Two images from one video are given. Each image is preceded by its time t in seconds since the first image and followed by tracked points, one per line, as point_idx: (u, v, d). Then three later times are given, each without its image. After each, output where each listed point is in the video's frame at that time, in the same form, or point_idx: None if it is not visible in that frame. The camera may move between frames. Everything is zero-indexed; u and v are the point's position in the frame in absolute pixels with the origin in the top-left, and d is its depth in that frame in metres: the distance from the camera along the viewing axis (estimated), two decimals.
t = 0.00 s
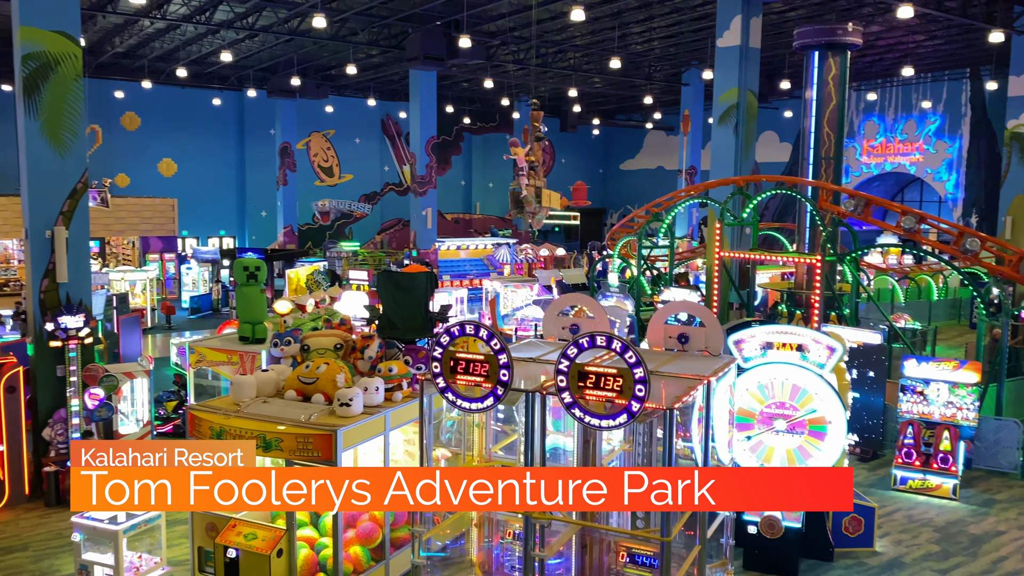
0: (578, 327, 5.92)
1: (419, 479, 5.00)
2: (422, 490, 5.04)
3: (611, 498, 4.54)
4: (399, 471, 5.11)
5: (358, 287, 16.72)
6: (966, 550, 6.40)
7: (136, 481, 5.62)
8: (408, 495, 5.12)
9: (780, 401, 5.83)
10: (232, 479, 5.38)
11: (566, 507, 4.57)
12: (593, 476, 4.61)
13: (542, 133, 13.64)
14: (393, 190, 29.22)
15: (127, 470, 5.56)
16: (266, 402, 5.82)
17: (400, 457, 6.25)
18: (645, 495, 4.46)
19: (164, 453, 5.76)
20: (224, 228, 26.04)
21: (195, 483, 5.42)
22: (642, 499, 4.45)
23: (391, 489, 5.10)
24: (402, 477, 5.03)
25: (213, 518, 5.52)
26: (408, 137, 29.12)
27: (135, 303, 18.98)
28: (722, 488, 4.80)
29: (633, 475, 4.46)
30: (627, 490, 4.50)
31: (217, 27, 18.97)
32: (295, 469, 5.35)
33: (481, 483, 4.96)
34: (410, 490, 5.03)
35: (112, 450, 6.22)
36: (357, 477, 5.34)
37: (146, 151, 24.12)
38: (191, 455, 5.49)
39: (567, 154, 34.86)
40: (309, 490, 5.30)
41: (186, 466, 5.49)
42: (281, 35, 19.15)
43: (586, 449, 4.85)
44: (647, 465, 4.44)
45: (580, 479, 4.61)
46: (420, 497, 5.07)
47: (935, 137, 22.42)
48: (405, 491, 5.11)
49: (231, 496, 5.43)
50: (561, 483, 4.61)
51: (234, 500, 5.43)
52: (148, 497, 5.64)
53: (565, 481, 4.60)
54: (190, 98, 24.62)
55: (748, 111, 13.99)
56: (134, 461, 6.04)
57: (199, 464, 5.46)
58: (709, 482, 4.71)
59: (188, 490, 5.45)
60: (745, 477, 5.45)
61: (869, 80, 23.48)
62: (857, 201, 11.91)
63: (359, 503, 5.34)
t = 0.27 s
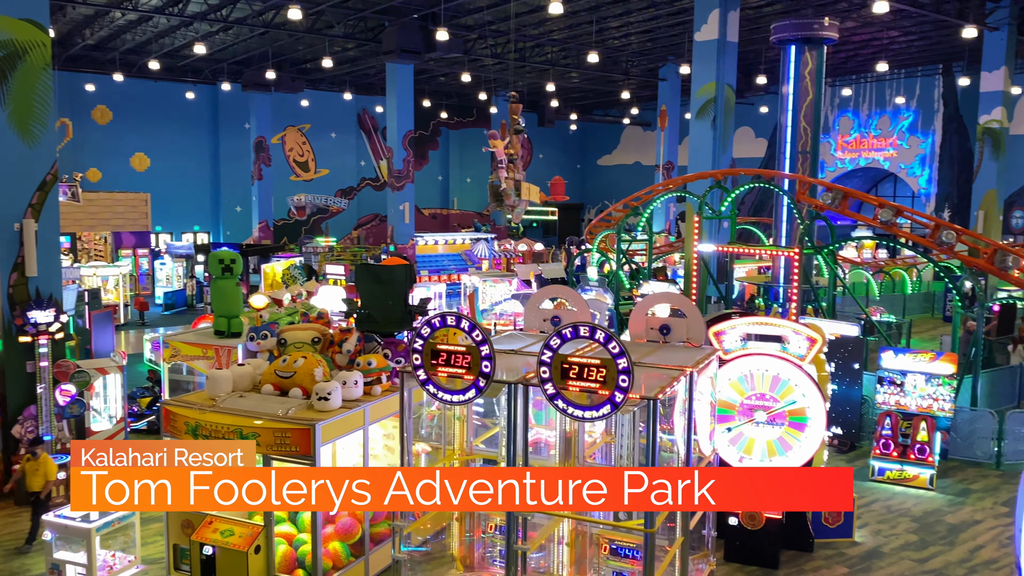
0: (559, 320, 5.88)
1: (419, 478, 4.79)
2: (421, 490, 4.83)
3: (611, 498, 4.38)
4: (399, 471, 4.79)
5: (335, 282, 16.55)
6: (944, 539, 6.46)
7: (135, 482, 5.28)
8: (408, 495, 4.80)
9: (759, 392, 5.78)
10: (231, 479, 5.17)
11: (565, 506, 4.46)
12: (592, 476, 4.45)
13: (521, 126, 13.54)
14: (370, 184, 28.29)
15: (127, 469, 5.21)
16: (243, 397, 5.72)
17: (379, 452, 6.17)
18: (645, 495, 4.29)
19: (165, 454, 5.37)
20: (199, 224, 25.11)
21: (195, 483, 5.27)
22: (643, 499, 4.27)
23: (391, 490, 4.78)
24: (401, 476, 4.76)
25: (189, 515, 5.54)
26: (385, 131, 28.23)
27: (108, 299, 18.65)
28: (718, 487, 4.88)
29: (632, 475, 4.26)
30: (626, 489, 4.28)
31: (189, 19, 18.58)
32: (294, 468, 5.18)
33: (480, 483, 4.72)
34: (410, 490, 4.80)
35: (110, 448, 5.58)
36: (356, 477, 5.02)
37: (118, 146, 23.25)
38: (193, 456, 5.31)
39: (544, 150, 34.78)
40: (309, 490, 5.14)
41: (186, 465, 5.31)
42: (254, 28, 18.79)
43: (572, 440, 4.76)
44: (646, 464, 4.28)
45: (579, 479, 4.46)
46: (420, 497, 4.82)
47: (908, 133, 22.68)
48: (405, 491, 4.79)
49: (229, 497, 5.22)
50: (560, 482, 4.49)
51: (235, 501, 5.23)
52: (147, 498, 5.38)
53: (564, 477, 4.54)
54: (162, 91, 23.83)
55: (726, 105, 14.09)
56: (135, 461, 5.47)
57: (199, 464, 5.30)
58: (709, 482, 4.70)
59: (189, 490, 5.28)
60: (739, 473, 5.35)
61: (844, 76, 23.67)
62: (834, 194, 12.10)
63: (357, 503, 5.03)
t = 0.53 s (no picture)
0: (541, 311, 5.78)
1: (419, 477, 4.71)
2: (421, 489, 4.72)
3: (611, 498, 4.29)
4: (399, 470, 4.73)
5: (313, 276, 16.35)
6: (922, 528, 6.52)
7: (136, 482, 5.14)
8: (408, 495, 4.72)
9: (741, 384, 5.94)
10: (231, 479, 5.02)
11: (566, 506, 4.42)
12: (593, 476, 4.36)
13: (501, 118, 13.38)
14: (347, 179, 27.84)
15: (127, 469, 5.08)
16: (220, 391, 5.61)
17: (359, 447, 6.08)
18: (645, 494, 4.26)
19: (165, 454, 5.19)
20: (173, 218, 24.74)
21: (195, 483, 5.13)
22: (642, 499, 4.24)
23: (390, 490, 4.71)
24: (401, 476, 4.70)
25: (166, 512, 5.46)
26: (362, 126, 27.75)
27: (80, 295, 18.29)
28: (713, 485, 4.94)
29: (633, 475, 4.20)
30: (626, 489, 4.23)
31: (162, 11, 18.16)
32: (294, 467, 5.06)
33: (479, 483, 4.50)
34: (410, 490, 4.71)
35: (111, 448, 5.27)
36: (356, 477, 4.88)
37: (90, 139, 22.81)
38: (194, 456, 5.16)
39: (523, 144, 34.66)
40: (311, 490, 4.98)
41: (186, 465, 5.17)
42: (229, 19, 18.41)
43: (554, 431, 4.76)
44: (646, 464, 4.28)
45: (579, 479, 4.39)
46: (420, 497, 4.70)
47: (883, 128, 22.90)
48: (404, 491, 4.72)
49: (229, 497, 5.06)
50: (560, 482, 4.42)
51: (235, 501, 5.04)
52: (147, 498, 5.20)
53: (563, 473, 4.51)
54: (135, 84, 23.38)
55: (705, 99, 14.14)
56: (136, 462, 5.26)
57: (200, 464, 5.15)
58: (710, 482, 4.92)
59: (188, 490, 5.13)
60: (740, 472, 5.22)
61: (820, 71, 23.79)
62: (812, 185, 12.12)
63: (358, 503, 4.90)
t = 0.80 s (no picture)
0: (524, 303, 5.70)
1: (419, 477, 4.55)
2: (421, 490, 4.56)
3: (611, 498, 4.23)
4: (398, 470, 4.59)
5: (291, 271, 16.14)
6: (904, 518, 6.57)
7: (136, 481, 5.07)
8: (408, 496, 4.55)
9: (724, 376, 5.95)
10: (231, 479, 4.92)
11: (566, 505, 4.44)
12: (592, 476, 4.34)
13: (482, 110, 13.27)
14: (325, 173, 27.51)
15: (127, 468, 5.01)
16: (198, 384, 5.51)
17: (341, 441, 5.94)
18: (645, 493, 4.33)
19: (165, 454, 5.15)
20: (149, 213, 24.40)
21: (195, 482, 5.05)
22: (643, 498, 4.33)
23: (390, 490, 4.55)
24: (402, 475, 4.56)
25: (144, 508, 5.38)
26: (340, 119, 27.54)
27: (52, 290, 17.93)
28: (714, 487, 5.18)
29: (634, 475, 4.26)
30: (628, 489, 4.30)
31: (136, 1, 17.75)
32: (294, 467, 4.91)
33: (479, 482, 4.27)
34: (410, 490, 4.55)
35: (111, 447, 5.27)
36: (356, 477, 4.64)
37: (63, 133, 22.33)
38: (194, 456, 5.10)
39: (502, 139, 34.53)
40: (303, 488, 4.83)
41: (186, 465, 5.09)
42: (204, 10, 18.04)
43: (539, 423, 4.71)
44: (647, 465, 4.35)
45: (579, 479, 4.38)
46: (420, 497, 4.53)
47: (860, 123, 23.09)
48: (404, 491, 4.55)
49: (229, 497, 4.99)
50: (560, 482, 4.44)
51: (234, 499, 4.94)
52: (147, 498, 5.15)
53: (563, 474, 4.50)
54: (109, 76, 22.94)
55: (685, 92, 14.14)
56: (136, 461, 5.23)
57: (199, 464, 5.08)
58: (709, 484, 5.17)
59: (188, 491, 5.04)
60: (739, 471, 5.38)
61: (798, 66, 23.90)
62: (793, 178, 12.24)
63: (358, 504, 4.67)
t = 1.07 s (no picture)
0: (509, 294, 5.63)
1: (419, 477, 4.51)
2: (422, 490, 4.53)
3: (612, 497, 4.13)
4: (399, 469, 4.58)
5: (271, 264, 15.94)
6: (886, 509, 6.61)
7: (135, 481, 5.17)
8: (408, 495, 4.56)
9: (709, 367, 5.94)
10: (231, 479, 4.98)
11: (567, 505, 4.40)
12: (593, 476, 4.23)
13: (464, 101, 13.16)
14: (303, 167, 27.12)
15: (127, 468, 5.11)
16: (177, 377, 5.42)
17: (323, 435, 5.78)
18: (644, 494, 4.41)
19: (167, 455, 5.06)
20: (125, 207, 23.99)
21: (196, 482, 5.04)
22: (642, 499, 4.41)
23: (390, 490, 4.56)
24: (402, 475, 4.55)
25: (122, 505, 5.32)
26: (319, 113, 26.92)
27: (26, 284, 17.61)
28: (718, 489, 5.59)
29: (634, 476, 4.33)
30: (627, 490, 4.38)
31: None
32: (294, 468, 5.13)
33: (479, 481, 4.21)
34: (410, 490, 4.56)
35: (111, 448, 5.24)
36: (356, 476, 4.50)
37: (37, 126, 21.89)
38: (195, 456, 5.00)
39: (483, 134, 34.31)
40: (309, 490, 5.07)
41: (187, 466, 5.02)
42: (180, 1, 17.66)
43: (524, 415, 4.68)
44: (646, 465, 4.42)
45: (579, 480, 4.29)
46: (421, 497, 4.52)
47: (839, 118, 23.26)
48: (404, 491, 4.56)
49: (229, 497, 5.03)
50: (560, 482, 4.39)
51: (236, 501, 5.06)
52: (146, 497, 5.17)
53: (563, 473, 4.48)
54: (83, 68, 22.49)
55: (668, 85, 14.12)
56: (136, 462, 5.19)
57: (199, 464, 5.02)
58: (709, 485, 5.64)
59: (189, 491, 5.03)
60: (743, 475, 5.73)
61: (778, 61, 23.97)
62: (776, 170, 12.34)
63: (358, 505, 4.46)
